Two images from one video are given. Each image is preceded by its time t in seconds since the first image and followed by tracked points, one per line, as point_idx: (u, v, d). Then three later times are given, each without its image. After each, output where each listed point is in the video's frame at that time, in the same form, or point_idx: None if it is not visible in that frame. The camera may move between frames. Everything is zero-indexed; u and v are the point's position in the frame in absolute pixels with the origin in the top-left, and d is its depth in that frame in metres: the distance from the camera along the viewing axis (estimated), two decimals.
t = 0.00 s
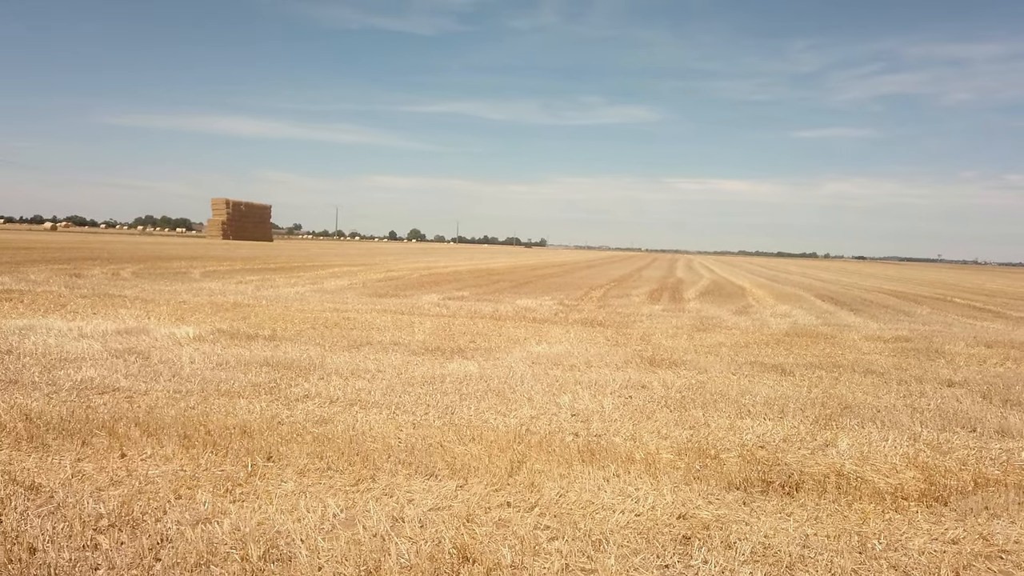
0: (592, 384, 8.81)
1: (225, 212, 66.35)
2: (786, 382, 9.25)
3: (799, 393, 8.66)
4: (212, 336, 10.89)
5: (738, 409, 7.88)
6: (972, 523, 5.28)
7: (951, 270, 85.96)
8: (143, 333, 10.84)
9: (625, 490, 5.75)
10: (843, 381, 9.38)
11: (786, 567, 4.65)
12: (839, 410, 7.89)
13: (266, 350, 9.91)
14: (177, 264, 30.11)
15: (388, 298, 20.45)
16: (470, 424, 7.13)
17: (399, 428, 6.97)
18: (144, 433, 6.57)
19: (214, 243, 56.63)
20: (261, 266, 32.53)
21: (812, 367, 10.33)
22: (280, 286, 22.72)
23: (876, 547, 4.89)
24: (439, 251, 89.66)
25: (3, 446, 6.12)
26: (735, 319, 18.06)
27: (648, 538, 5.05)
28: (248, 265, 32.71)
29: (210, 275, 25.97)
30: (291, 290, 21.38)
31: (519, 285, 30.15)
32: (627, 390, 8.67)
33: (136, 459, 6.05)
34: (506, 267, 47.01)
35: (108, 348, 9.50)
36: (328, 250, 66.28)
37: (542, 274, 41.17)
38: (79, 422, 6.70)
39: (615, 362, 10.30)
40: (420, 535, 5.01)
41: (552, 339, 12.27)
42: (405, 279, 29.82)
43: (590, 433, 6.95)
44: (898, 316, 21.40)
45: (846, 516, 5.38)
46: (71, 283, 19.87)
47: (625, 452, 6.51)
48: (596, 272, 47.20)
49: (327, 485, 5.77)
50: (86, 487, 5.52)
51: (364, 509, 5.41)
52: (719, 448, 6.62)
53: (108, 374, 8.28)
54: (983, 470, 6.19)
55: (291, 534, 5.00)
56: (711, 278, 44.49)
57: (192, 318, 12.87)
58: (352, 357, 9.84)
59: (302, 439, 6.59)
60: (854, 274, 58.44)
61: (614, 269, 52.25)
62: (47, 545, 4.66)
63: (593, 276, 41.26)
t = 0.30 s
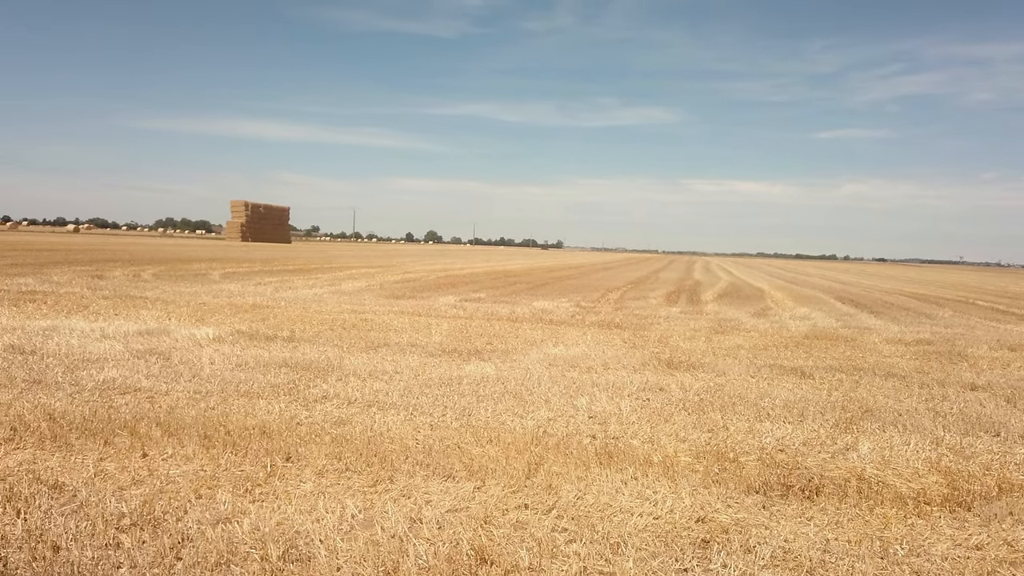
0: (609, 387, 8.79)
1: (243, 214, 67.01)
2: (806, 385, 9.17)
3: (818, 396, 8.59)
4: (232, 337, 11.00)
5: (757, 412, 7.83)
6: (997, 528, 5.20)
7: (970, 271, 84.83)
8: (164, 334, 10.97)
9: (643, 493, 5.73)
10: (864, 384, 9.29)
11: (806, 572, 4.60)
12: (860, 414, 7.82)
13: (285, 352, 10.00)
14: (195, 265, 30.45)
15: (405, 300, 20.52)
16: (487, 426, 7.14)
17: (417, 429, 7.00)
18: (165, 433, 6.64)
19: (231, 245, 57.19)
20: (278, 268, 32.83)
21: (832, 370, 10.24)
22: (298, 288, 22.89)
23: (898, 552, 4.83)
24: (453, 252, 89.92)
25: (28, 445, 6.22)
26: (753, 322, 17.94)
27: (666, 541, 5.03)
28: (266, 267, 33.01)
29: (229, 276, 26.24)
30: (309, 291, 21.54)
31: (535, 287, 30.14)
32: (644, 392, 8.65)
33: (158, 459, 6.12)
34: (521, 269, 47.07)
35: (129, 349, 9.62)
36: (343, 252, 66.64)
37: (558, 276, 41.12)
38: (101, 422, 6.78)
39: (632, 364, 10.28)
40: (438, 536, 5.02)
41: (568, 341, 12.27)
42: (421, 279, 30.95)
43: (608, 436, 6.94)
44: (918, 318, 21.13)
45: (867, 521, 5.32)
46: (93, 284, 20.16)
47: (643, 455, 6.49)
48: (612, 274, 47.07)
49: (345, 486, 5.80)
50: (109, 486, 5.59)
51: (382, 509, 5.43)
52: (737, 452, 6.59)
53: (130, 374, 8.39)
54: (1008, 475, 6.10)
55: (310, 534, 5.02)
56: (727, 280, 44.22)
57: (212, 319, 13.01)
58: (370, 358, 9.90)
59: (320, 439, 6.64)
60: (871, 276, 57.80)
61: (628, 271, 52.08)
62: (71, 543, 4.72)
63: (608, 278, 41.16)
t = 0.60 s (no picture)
0: (626, 388, 8.77)
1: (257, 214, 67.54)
2: (824, 387, 9.10)
3: (837, 398, 8.52)
4: (249, 337, 11.09)
5: (774, 414, 7.78)
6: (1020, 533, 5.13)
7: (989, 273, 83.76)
8: (183, 333, 11.08)
9: (660, 495, 5.71)
10: (884, 387, 9.19)
11: None
12: (880, 417, 7.75)
13: (302, 352, 10.06)
14: (213, 266, 30.72)
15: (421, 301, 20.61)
16: (504, 427, 7.15)
17: (433, 429, 7.02)
18: (183, 432, 6.70)
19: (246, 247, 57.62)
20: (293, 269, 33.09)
21: (851, 372, 10.15)
22: (314, 288, 23.03)
23: (919, 557, 4.77)
24: (466, 253, 90.09)
25: (50, 443, 6.30)
26: (770, 323, 17.82)
27: (683, 543, 5.00)
28: (282, 267, 33.26)
29: (247, 277, 26.45)
30: (326, 292, 21.65)
31: (551, 288, 30.15)
32: (661, 394, 8.62)
33: (177, 458, 6.18)
34: (535, 270, 47.11)
35: (149, 348, 9.72)
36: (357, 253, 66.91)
37: (572, 277, 41.06)
38: (121, 420, 6.86)
39: (648, 366, 10.25)
40: (454, 537, 5.02)
41: (584, 342, 12.26)
42: (437, 278, 31.64)
43: (624, 437, 6.92)
44: (938, 320, 20.87)
45: (887, 525, 5.27)
46: (114, 285, 20.41)
47: (660, 456, 6.46)
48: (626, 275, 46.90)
49: (362, 486, 5.82)
50: (129, 484, 5.64)
51: (399, 510, 5.45)
52: (755, 454, 6.55)
53: (149, 374, 8.48)
54: None
55: (327, 534, 5.04)
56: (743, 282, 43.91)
57: (230, 319, 13.13)
58: (386, 358, 9.94)
59: (337, 439, 6.67)
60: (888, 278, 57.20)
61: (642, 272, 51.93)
62: (92, 541, 4.77)
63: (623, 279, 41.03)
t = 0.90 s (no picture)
0: (641, 389, 8.75)
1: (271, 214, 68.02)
2: (842, 390, 9.03)
3: (855, 401, 8.45)
4: (266, 337, 11.17)
5: (791, 416, 7.73)
6: None
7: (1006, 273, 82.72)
8: (201, 334, 11.18)
9: (676, 498, 5.69)
10: (903, 389, 9.11)
11: None
12: (898, 419, 7.68)
13: (318, 352, 10.12)
14: (229, 266, 30.96)
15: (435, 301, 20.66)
16: (519, 428, 7.16)
17: (449, 430, 7.04)
18: (201, 431, 6.76)
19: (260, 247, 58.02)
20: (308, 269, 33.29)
21: (869, 374, 10.06)
22: (329, 288, 23.15)
23: (939, 561, 4.72)
24: (479, 253, 90.14)
25: (70, 442, 6.38)
26: (787, 325, 17.69)
27: (700, 546, 4.97)
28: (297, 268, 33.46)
29: (263, 278, 26.63)
30: (341, 293, 21.75)
31: (565, 289, 30.11)
32: (676, 395, 8.60)
33: (195, 456, 6.24)
34: (549, 270, 47.15)
35: (167, 348, 9.82)
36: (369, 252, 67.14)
37: (586, 277, 40.96)
38: (140, 420, 6.93)
39: (664, 367, 10.22)
40: (470, 537, 5.03)
41: (599, 343, 12.24)
42: (450, 279, 32.13)
43: (640, 439, 6.91)
44: (957, 322, 20.62)
45: (906, 529, 5.22)
46: (132, 285, 20.63)
47: (675, 458, 6.45)
48: (639, 276, 46.75)
49: (378, 486, 5.85)
50: (148, 483, 5.70)
51: (414, 510, 5.46)
52: (772, 457, 6.51)
53: (168, 373, 8.56)
54: None
55: (343, 534, 5.06)
56: (758, 282, 43.60)
57: (247, 319, 13.24)
58: (402, 359, 9.98)
59: (354, 439, 6.71)
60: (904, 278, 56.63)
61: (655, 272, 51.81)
62: (112, 539, 4.82)
63: (636, 280, 40.88)
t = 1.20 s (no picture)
0: (655, 391, 8.73)
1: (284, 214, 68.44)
2: (859, 392, 8.96)
3: (872, 404, 8.38)
4: (281, 337, 11.24)
5: (807, 419, 7.68)
6: None
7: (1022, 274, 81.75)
8: (216, 334, 11.26)
9: (691, 500, 5.67)
10: (920, 392, 9.03)
11: None
12: (916, 422, 7.61)
13: (332, 352, 10.17)
14: (243, 267, 31.20)
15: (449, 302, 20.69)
16: (533, 429, 7.16)
17: (463, 431, 7.06)
18: (217, 430, 6.82)
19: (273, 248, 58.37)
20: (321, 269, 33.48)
21: (886, 377, 9.97)
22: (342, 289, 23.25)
23: (958, 566, 4.68)
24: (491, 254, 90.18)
25: (88, 441, 6.45)
26: (802, 327, 17.56)
27: (715, 549, 4.95)
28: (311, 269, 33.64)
29: (277, 279, 26.80)
30: (355, 294, 21.83)
31: (578, 290, 30.05)
32: (691, 397, 8.57)
33: (212, 455, 6.30)
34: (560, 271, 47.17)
35: (183, 348, 9.90)
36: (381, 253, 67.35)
37: (598, 279, 40.84)
38: (157, 419, 6.99)
39: (678, 369, 10.18)
40: (484, 538, 5.04)
41: (613, 345, 12.22)
42: (463, 279, 32.95)
43: (654, 441, 6.89)
44: (975, 325, 20.39)
45: (924, 533, 5.17)
46: (149, 285, 20.82)
47: (690, 461, 6.43)
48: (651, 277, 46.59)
49: (392, 487, 5.86)
50: (165, 482, 5.75)
51: (428, 510, 5.48)
52: (788, 459, 6.47)
53: (184, 373, 8.64)
54: None
55: (358, 533, 5.08)
56: (773, 284, 43.29)
57: (262, 320, 13.34)
58: (415, 360, 10.01)
59: (368, 439, 6.74)
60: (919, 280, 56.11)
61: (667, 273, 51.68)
62: (130, 537, 4.87)
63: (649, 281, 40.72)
